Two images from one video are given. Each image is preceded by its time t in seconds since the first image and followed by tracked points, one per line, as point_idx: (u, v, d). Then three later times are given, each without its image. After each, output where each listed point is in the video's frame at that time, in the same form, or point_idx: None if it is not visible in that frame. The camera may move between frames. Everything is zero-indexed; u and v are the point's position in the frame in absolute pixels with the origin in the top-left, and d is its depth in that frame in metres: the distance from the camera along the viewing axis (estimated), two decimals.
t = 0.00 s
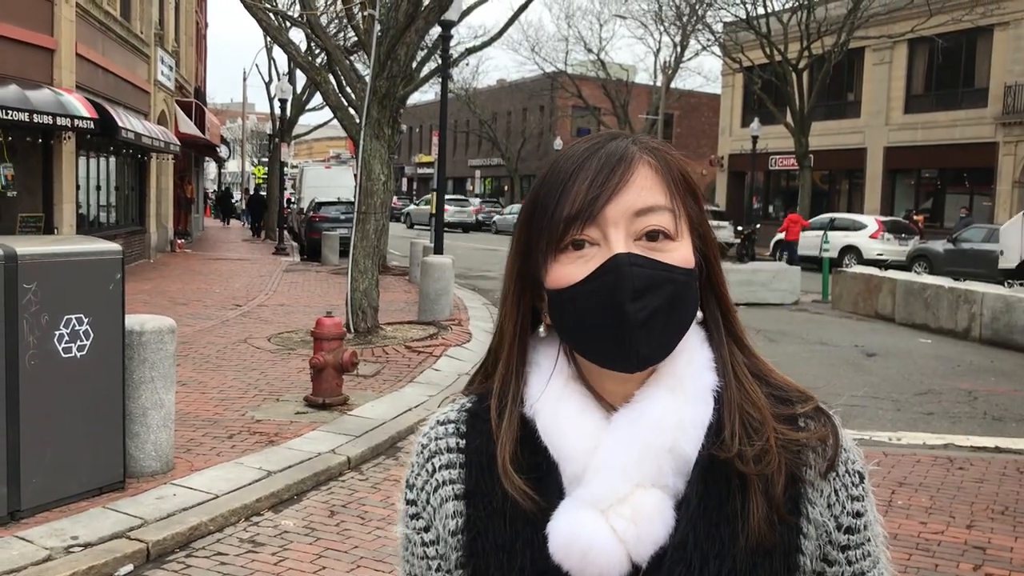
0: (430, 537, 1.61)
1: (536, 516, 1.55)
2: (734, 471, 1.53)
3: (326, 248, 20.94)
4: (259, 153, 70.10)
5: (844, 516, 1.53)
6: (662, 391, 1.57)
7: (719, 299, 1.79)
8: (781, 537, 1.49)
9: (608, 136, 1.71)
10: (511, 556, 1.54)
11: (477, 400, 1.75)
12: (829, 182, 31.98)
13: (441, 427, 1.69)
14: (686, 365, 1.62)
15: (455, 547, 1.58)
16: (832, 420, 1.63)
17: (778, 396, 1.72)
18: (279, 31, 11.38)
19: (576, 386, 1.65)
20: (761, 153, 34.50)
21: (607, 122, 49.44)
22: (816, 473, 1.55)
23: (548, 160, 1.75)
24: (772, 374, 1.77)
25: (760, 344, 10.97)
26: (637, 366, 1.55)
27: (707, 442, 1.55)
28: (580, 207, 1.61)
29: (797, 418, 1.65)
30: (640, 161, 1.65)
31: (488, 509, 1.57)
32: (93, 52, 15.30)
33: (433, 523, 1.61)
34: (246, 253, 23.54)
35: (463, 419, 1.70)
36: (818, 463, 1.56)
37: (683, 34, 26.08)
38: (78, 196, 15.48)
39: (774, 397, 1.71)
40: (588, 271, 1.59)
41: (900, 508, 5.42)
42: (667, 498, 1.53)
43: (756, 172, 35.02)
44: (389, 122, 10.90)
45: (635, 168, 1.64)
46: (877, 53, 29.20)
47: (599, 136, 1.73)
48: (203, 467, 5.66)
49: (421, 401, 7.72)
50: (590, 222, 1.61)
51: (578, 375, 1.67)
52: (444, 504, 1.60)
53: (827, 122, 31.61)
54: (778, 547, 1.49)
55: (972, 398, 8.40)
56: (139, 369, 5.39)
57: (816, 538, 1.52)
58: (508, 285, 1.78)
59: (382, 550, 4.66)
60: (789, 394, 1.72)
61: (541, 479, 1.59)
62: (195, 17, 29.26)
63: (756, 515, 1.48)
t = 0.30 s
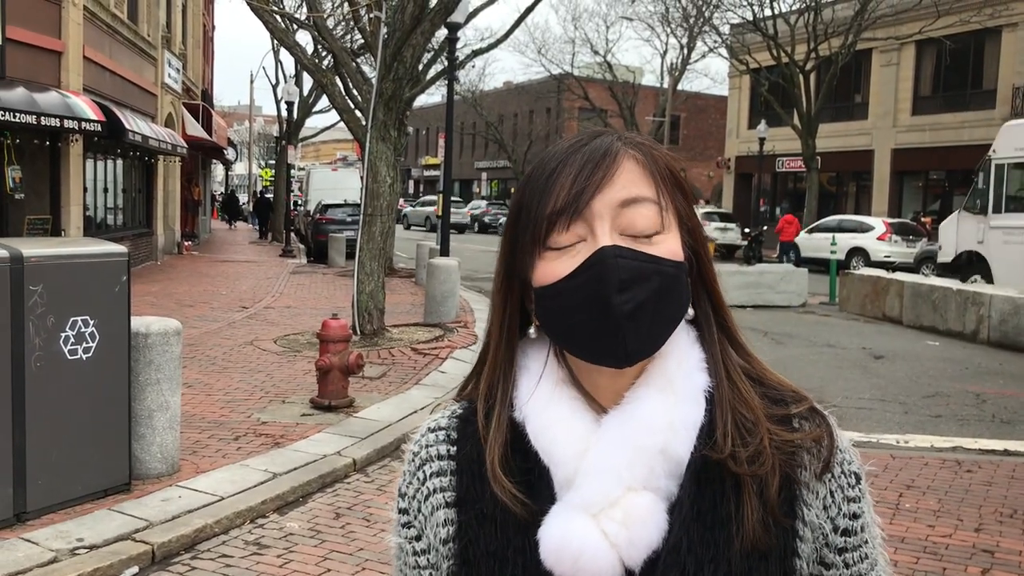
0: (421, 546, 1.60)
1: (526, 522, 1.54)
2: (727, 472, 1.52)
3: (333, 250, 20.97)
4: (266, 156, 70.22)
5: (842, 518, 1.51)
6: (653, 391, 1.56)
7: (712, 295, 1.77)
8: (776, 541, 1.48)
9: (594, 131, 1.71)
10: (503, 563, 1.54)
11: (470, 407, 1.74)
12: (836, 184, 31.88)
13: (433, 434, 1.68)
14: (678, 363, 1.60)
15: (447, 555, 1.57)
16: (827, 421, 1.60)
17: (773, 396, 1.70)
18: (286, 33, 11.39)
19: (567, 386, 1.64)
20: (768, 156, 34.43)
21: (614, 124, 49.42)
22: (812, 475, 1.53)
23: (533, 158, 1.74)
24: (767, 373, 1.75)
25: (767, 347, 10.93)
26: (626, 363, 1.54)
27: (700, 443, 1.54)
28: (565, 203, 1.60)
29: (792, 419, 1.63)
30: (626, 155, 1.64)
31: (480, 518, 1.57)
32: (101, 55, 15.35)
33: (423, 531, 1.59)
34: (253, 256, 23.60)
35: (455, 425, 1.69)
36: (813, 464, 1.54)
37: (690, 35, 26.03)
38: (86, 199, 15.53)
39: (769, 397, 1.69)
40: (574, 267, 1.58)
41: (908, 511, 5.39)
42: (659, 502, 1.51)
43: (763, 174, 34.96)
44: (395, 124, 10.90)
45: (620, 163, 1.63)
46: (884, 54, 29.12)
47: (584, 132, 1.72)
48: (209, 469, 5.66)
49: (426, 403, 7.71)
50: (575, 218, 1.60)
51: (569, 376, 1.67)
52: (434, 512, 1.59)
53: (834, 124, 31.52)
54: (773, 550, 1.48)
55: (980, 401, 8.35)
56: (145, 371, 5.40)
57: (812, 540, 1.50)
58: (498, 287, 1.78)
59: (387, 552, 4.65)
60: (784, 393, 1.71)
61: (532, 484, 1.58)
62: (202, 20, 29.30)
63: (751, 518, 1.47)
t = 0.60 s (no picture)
0: (424, 550, 1.60)
1: (527, 528, 1.54)
2: (730, 476, 1.51)
3: (342, 251, 21.02)
4: (276, 157, 70.47)
5: (847, 524, 1.50)
6: (654, 397, 1.55)
7: (713, 300, 1.76)
8: (779, 546, 1.46)
9: (591, 137, 1.70)
10: (503, 569, 1.54)
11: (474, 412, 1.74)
12: (847, 184, 31.74)
13: (436, 440, 1.69)
14: (679, 369, 1.59)
15: (448, 560, 1.57)
16: (829, 423, 1.59)
17: (775, 398, 1.69)
18: (295, 34, 11.42)
19: (566, 394, 1.63)
20: (778, 156, 34.33)
21: (623, 125, 49.38)
22: (815, 480, 1.52)
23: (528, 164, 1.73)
24: (770, 375, 1.74)
25: (777, 348, 10.89)
26: (626, 373, 1.53)
27: (701, 447, 1.53)
28: (563, 212, 1.60)
29: (796, 421, 1.62)
30: (624, 163, 1.63)
31: (481, 523, 1.56)
32: (112, 57, 15.42)
33: (427, 536, 1.60)
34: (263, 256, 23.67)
35: (457, 431, 1.70)
36: (816, 468, 1.53)
37: (700, 35, 25.95)
38: (97, 199, 15.60)
39: (771, 399, 1.68)
40: (574, 277, 1.57)
41: (918, 512, 5.35)
42: (659, 509, 1.50)
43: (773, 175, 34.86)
44: (404, 125, 10.90)
45: (618, 170, 1.62)
46: (895, 54, 28.99)
47: (580, 138, 1.71)
48: (218, 469, 5.68)
49: (435, 404, 7.71)
50: (575, 226, 1.59)
51: (569, 383, 1.66)
52: (437, 518, 1.59)
53: (844, 124, 31.41)
54: (776, 557, 1.46)
55: (992, 402, 8.29)
56: (154, 371, 5.41)
57: (817, 547, 1.49)
58: (495, 296, 1.77)
59: (395, 553, 4.64)
60: (787, 395, 1.69)
61: (532, 491, 1.58)
62: (212, 21, 29.38)
63: (752, 521, 1.46)
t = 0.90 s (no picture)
0: (434, 566, 1.68)
1: (525, 541, 1.57)
2: (726, 479, 1.49)
3: (353, 250, 21.06)
4: (287, 157, 70.68)
5: (850, 521, 1.47)
6: (643, 406, 1.54)
7: (691, 302, 1.76)
8: (779, 546, 1.45)
9: (563, 146, 1.68)
10: None
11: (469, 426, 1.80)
12: (858, 182, 31.59)
13: (439, 457, 1.78)
14: (667, 375, 1.58)
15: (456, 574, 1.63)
16: (824, 415, 1.57)
17: (766, 391, 1.67)
18: (305, 34, 11.43)
19: (557, 405, 1.65)
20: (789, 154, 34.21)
21: (634, 124, 49.28)
22: (814, 478, 1.50)
23: (498, 178, 1.70)
24: (761, 370, 1.72)
25: (788, 347, 10.84)
26: (615, 384, 1.53)
27: (694, 452, 1.52)
28: (543, 227, 1.58)
29: (790, 415, 1.60)
30: (601, 171, 1.61)
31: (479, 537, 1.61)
32: (123, 57, 15.50)
33: (436, 552, 1.68)
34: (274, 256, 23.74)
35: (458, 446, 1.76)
36: (814, 465, 1.51)
37: (710, 34, 25.86)
38: (109, 199, 15.68)
39: (761, 392, 1.66)
40: (560, 293, 1.56)
41: (930, 513, 5.31)
42: (656, 518, 1.50)
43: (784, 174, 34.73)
44: (414, 125, 10.92)
45: (595, 180, 1.60)
46: (907, 52, 28.81)
47: (551, 147, 1.69)
48: (229, 468, 5.69)
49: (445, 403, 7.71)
50: (557, 239, 1.58)
51: (559, 395, 1.67)
52: (443, 532, 1.67)
53: (856, 122, 31.26)
54: (776, 560, 1.45)
55: (1005, 402, 8.23)
56: (165, 370, 5.43)
57: (820, 547, 1.47)
58: (475, 311, 1.77)
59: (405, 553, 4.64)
60: (779, 387, 1.67)
61: (530, 504, 1.60)
62: (223, 22, 29.48)
63: (751, 521, 1.45)
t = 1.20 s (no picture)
0: (444, 556, 1.68)
1: (533, 527, 1.59)
2: (741, 488, 1.49)
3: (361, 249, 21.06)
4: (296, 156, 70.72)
5: (864, 530, 1.47)
6: (664, 399, 1.54)
7: (732, 302, 1.73)
8: (789, 560, 1.47)
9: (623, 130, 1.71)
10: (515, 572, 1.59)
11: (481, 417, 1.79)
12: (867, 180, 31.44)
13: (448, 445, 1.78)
14: (691, 371, 1.57)
15: (464, 563, 1.65)
16: (849, 428, 1.55)
17: (793, 404, 1.65)
18: (313, 33, 11.43)
19: (579, 393, 1.65)
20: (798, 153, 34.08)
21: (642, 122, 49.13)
22: (831, 488, 1.50)
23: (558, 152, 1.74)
24: (795, 381, 1.70)
25: (797, 346, 10.79)
26: (633, 360, 1.52)
27: (710, 456, 1.52)
28: (581, 191, 1.60)
29: (811, 433, 1.58)
30: (650, 153, 1.63)
31: (490, 527, 1.62)
32: (132, 57, 15.54)
33: (445, 540, 1.68)
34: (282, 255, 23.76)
35: (474, 436, 1.74)
36: (832, 477, 1.51)
37: (719, 32, 25.75)
38: (118, 198, 15.72)
39: (787, 404, 1.65)
40: (584, 256, 1.56)
41: (939, 512, 5.28)
42: (669, 516, 1.50)
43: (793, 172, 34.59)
44: (422, 123, 10.91)
45: (642, 158, 1.62)
46: (917, 49, 28.63)
47: (612, 131, 1.72)
48: (237, 466, 5.70)
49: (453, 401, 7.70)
50: (591, 205, 1.59)
51: (583, 381, 1.67)
52: (454, 521, 1.67)
53: (866, 120, 31.10)
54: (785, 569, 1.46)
55: (1015, 401, 8.17)
56: (174, 369, 5.44)
57: (831, 558, 1.48)
58: (515, 281, 1.80)
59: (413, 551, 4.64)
60: (809, 398, 1.65)
61: (543, 497, 1.61)
62: (232, 21, 29.49)
63: (763, 537, 1.46)
